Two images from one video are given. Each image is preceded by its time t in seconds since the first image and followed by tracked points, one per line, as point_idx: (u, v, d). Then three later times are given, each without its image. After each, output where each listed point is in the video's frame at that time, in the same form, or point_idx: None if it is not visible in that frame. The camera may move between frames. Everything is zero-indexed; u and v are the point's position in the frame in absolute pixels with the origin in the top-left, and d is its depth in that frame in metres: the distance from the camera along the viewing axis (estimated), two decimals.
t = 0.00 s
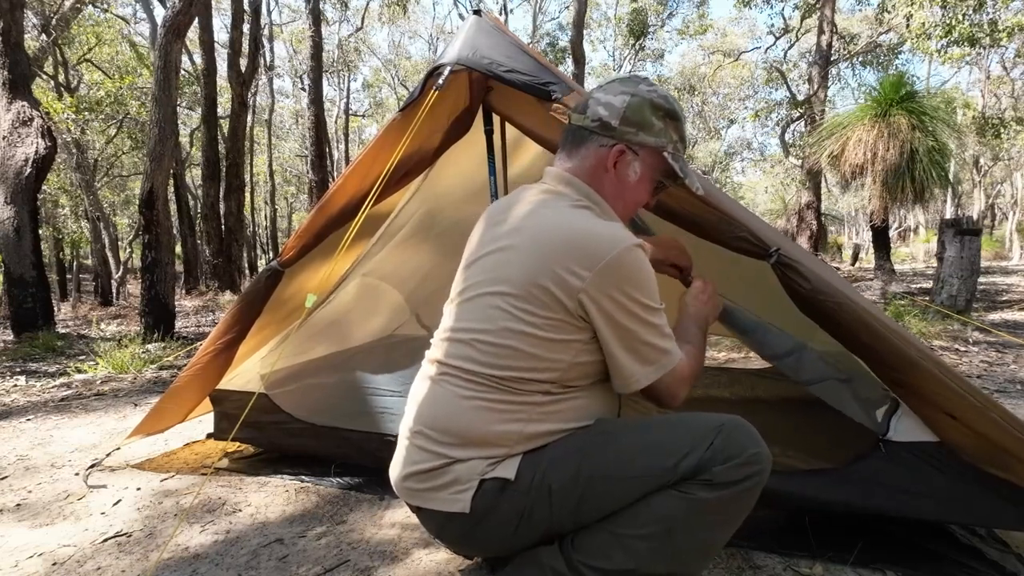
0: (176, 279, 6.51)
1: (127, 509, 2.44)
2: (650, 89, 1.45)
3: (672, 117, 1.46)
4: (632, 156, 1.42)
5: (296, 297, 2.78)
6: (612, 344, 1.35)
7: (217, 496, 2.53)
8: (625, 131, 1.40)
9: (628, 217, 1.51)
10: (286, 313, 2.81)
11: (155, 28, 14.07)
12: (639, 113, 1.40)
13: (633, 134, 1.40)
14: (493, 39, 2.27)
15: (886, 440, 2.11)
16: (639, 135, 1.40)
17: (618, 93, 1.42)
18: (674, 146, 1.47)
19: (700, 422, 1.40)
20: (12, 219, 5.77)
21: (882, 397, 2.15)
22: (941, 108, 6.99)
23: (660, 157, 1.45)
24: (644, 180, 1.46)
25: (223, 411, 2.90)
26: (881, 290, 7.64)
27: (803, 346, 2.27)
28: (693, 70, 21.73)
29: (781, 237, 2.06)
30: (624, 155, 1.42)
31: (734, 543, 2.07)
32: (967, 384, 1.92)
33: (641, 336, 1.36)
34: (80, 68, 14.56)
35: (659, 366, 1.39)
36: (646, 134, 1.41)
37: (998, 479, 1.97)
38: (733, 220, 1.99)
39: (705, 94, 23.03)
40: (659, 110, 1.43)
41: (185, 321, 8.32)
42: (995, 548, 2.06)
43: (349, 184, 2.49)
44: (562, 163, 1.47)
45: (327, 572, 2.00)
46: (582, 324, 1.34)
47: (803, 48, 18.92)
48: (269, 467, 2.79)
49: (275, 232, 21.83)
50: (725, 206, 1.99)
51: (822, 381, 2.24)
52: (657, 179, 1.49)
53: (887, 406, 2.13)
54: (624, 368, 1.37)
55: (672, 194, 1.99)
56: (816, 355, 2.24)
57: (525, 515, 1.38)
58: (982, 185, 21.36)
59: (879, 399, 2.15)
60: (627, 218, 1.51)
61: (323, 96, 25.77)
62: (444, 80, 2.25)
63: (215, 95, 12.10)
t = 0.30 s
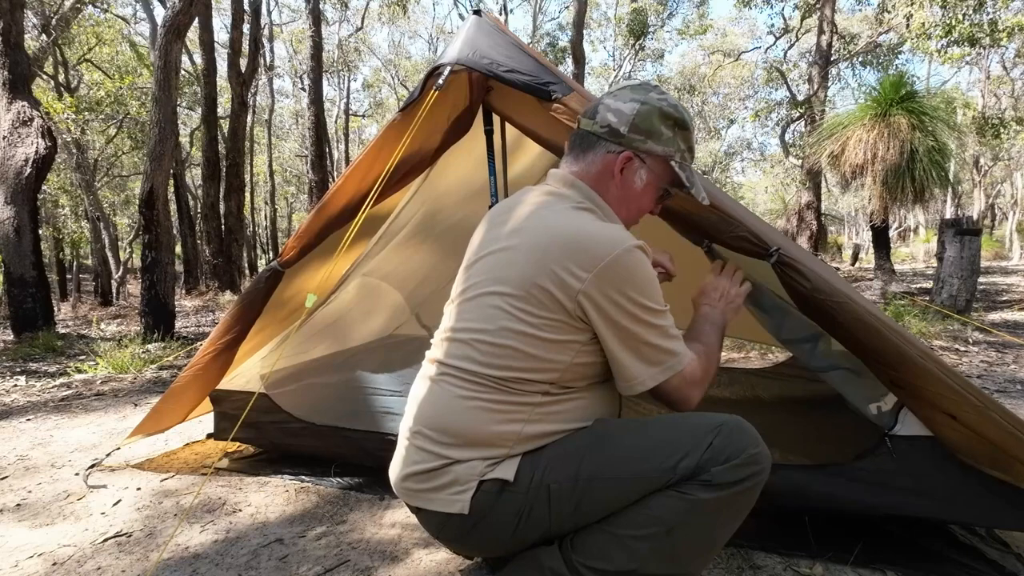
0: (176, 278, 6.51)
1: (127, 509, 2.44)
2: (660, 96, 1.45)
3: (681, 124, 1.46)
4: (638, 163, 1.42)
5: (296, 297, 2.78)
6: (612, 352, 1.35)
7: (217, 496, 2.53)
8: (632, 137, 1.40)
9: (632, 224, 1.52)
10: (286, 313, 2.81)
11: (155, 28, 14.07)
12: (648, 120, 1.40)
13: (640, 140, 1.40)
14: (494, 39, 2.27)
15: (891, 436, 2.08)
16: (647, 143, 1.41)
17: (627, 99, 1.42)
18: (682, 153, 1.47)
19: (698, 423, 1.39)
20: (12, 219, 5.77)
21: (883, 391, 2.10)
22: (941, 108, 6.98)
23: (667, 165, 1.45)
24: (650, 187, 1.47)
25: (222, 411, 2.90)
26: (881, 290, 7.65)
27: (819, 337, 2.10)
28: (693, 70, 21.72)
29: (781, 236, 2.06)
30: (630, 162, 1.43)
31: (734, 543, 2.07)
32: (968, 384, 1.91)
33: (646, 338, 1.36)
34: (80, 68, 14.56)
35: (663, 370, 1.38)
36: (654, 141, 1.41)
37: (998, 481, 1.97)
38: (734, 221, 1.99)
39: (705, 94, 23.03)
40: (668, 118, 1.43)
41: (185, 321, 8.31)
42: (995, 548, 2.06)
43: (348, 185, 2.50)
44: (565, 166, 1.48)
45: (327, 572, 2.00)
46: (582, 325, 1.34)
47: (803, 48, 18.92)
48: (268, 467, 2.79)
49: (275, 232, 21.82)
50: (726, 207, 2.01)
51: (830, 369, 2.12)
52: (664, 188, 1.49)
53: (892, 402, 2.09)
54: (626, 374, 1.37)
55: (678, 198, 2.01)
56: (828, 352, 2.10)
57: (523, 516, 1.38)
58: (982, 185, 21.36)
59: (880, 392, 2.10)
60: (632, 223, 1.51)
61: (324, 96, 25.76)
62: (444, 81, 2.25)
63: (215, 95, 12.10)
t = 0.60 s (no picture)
0: (176, 278, 6.50)
1: (127, 509, 2.44)
2: (661, 99, 1.44)
3: (682, 126, 1.45)
4: (639, 164, 1.42)
5: (296, 297, 2.78)
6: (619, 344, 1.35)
7: (216, 496, 2.53)
8: (633, 140, 1.40)
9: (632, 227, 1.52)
10: (286, 313, 2.81)
11: (155, 28, 14.09)
12: (648, 124, 1.40)
13: (640, 143, 1.40)
14: (494, 39, 2.27)
15: (892, 438, 2.08)
16: (648, 146, 1.41)
17: (628, 101, 1.42)
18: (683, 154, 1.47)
19: (688, 418, 1.38)
20: (12, 219, 5.77)
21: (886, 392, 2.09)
22: (940, 108, 6.98)
23: (667, 168, 1.45)
24: (650, 190, 1.47)
25: (222, 411, 2.90)
26: (881, 290, 7.65)
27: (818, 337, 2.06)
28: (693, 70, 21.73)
29: (781, 236, 2.06)
30: (631, 165, 1.43)
31: (735, 543, 2.07)
32: (968, 384, 1.91)
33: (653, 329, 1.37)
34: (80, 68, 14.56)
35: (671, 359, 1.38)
36: (654, 145, 1.41)
37: (999, 480, 1.97)
38: (733, 220, 2.00)
39: (705, 94, 23.03)
40: (669, 121, 1.43)
41: (185, 321, 8.32)
42: (995, 547, 2.06)
43: (348, 185, 2.50)
44: (565, 168, 1.48)
45: (327, 571, 2.00)
46: (578, 321, 1.34)
47: (803, 48, 18.91)
48: (268, 467, 2.78)
49: (275, 232, 21.81)
50: (725, 206, 2.01)
51: (830, 371, 2.09)
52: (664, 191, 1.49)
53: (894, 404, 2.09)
54: (636, 363, 1.37)
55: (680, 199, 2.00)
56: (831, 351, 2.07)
57: (514, 513, 1.39)
58: (982, 185, 21.37)
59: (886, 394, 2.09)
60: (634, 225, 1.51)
61: (324, 96, 25.74)
62: (444, 80, 2.25)
63: (215, 95, 12.10)
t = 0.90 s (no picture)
0: (176, 278, 6.50)
1: (127, 509, 2.44)
2: (662, 106, 1.42)
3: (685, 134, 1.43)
4: (639, 171, 1.41)
5: (296, 297, 2.78)
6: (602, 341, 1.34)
7: (216, 496, 2.53)
8: (633, 148, 1.39)
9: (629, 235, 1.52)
10: (286, 313, 2.81)
11: (155, 28, 14.09)
12: (650, 133, 1.38)
13: (641, 151, 1.39)
14: (493, 39, 2.27)
15: (889, 439, 2.08)
16: (649, 155, 1.39)
17: (630, 108, 1.41)
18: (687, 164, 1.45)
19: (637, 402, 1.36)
20: (12, 219, 5.76)
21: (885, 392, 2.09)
22: (940, 108, 6.98)
23: (669, 177, 1.43)
24: (650, 199, 1.45)
25: (222, 411, 2.90)
26: (881, 290, 7.65)
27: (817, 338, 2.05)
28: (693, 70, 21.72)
29: (780, 236, 2.06)
30: (632, 173, 1.42)
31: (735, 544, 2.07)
32: (968, 385, 1.91)
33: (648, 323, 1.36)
34: (80, 68, 14.56)
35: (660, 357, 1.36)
36: (655, 153, 1.39)
37: (999, 480, 1.97)
38: (733, 220, 2.00)
39: (705, 94, 23.04)
40: (671, 130, 1.41)
41: (185, 321, 8.32)
42: (995, 548, 2.06)
43: (348, 184, 2.49)
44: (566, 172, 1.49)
45: (327, 572, 1.99)
46: (550, 318, 1.34)
47: (803, 48, 18.91)
48: (268, 467, 2.78)
49: (275, 232, 21.81)
50: (725, 207, 2.01)
51: (829, 373, 2.07)
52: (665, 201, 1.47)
53: (890, 403, 2.10)
54: (619, 361, 1.34)
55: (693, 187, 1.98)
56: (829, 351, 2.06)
57: (468, 496, 1.38)
58: (982, 185, 21.38)
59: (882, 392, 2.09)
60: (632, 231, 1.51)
61: (324, 96, 25.72)
62: (444, 80, 2.25)
63: (215, 95, 12.10)
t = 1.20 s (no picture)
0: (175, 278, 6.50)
1: (127, 509, 2.44)
2: (677, 127, 1.42)
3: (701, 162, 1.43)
4: (648, 190, 1.41)
5: (297, 297, 2.78)
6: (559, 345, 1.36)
7: (216, 496, 2.53)
8: (643, 167, 1.39)
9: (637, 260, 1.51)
10: (286, 313, 2.81)
11: (155, 28, 14.09)
12: (660, 152, 1.39)
13: (651, 170, 1.39)
14: (493, 39, 2.27)
15: (890, 439, 2.08)
16: (657, 174, 1.39)
17: (644, 127, 1.42)
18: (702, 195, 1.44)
19: (567, 387, 1.35)
20: (12, 219, 5.76)
21: (885, 392, 2.08)
22: (940, 108, 6.98)
23: (678, 199, 1.41)
24: (660, 219, 1.42)
25: (222, 411, 2.90)
26: (881, 290, 7.65)
27: (817, 337, 2.04)
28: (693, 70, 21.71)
29: (780, 236, 2.06)
30: (641, 191, 1.41)
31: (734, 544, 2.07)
32: (968, 385, 1.91)
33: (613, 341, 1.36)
34: (80, 68, 14.56)
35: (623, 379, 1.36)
36: (665, 173, 1.39)
37: (997, 480, 1.98)
38: (735, 221, 1.99)
39: (705, 94, 23.04)
40: (682, 150, 1.40)
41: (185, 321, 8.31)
42: (995, 547, 2.06)
43: (348, 185, 2.50)
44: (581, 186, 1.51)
45: (327, 571, 1.99)
46: (524, 306, 1.37)
47: (803, 48, 18.90)
48: (268, 467, 2.78)
49: (275, 232, 21.81)
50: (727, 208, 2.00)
51: (828, 372, 2.05)
52: (676, 223, 1.45)
53: (892, 404, 2.09)
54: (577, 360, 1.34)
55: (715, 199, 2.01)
56: (831, 350, 2.04)
57: (418, 468, 1.42)
58: (982, 185, 21.38)
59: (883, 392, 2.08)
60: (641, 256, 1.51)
61: (324, 96, 25.71)
62: (444, 81, 2.26)
63: (215, 95, 12.10)
